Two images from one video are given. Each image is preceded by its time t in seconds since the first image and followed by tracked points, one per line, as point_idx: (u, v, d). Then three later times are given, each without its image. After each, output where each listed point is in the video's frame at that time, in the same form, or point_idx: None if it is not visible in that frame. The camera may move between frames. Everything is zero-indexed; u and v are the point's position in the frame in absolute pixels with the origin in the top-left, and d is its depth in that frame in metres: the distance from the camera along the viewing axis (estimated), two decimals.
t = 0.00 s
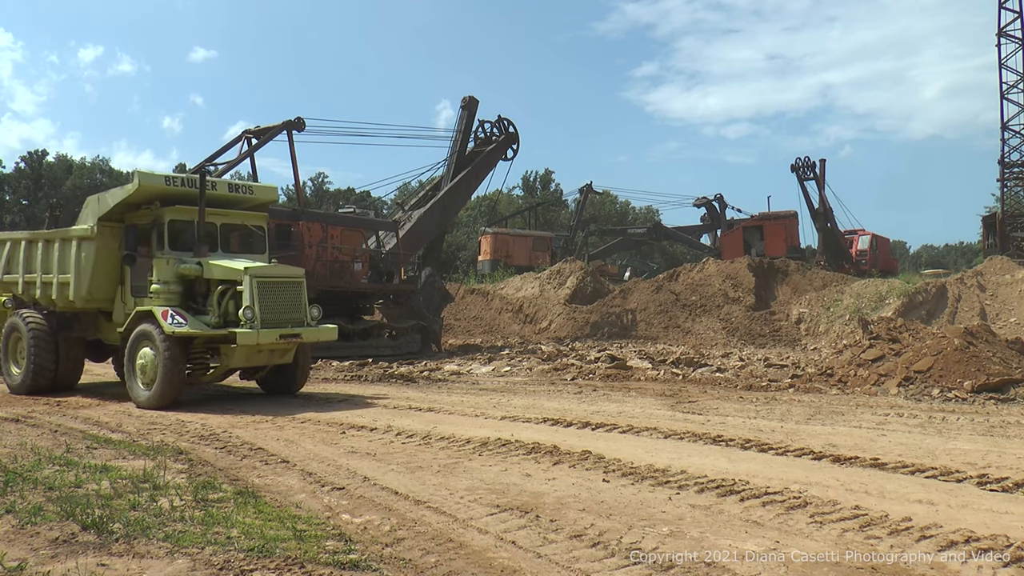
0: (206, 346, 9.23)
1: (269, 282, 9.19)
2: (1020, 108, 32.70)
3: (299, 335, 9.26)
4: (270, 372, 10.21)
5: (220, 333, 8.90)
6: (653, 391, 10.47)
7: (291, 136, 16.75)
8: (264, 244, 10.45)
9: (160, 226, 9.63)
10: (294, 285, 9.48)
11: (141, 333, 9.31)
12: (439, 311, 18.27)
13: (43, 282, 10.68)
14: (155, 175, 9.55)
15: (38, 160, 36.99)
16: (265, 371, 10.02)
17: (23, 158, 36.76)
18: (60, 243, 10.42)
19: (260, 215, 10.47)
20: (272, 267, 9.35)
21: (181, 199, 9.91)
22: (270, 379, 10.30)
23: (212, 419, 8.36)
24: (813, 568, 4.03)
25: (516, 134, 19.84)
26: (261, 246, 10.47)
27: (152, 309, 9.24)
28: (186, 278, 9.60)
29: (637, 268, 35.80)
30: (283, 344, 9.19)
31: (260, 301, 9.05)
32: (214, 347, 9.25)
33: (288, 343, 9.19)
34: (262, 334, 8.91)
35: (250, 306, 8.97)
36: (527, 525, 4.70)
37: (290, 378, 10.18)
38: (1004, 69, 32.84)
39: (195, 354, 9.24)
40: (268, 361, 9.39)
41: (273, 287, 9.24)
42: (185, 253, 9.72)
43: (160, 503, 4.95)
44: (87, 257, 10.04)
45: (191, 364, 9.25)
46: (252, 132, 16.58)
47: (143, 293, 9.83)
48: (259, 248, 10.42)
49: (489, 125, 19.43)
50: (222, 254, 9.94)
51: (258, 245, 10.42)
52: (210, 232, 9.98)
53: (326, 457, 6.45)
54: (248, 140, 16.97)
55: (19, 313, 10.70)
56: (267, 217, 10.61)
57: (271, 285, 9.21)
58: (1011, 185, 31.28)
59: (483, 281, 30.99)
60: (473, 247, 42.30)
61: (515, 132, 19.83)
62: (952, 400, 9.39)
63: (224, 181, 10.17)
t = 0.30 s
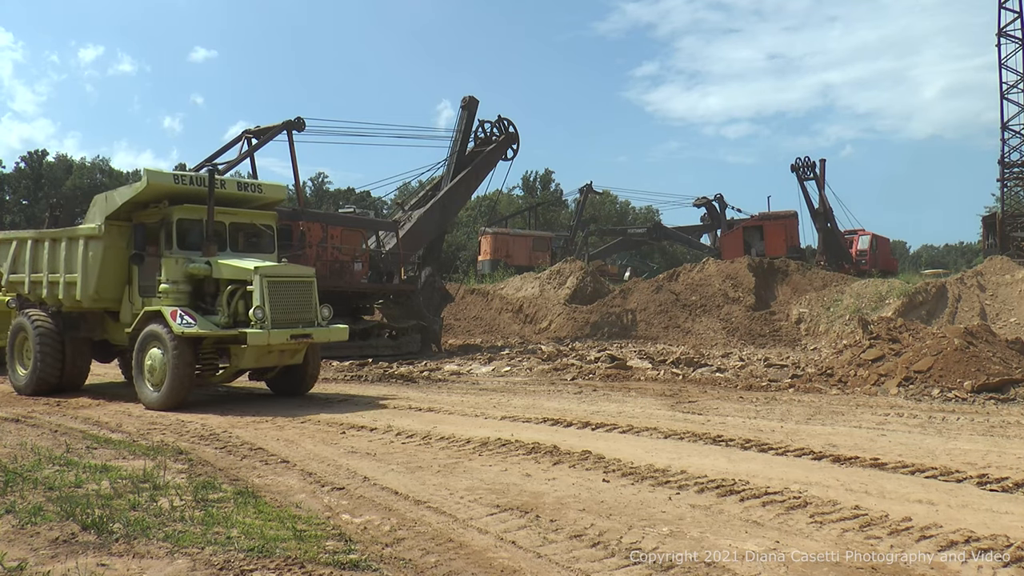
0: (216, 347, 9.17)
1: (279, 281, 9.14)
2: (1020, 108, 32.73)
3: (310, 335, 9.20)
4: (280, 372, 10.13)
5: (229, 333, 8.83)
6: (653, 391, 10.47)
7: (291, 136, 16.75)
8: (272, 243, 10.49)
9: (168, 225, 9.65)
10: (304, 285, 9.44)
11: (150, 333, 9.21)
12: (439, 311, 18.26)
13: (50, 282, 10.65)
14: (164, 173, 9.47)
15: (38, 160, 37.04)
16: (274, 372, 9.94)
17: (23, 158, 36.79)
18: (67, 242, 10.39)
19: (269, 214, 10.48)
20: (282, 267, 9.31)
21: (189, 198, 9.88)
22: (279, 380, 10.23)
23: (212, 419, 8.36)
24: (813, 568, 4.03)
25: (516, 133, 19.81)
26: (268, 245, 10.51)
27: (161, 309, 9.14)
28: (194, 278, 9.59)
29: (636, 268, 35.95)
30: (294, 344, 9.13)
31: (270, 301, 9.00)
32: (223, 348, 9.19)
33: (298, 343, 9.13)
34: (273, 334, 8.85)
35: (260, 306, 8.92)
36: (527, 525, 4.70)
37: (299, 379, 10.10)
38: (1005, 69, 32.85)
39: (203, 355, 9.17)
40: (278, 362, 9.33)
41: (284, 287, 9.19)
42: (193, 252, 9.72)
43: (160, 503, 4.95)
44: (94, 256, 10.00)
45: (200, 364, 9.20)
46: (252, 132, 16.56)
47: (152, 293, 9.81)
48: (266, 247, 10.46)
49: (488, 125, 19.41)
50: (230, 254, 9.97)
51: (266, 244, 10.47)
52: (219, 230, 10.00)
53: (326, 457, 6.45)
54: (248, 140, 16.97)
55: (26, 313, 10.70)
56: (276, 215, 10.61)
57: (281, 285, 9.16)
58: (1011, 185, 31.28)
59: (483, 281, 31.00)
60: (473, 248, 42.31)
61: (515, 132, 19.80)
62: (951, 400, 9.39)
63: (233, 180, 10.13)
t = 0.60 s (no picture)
0: (225, 347, 9.09)
1: (289, 281, 9.06)
2: (1020, 108, 32.75)
3: (320, 335, 9.11)
4: (289, 374, 10.07)
5: (239, 333, 8.75)
6: (653, 391, 10.47)
7: (291, 136, 16.75)
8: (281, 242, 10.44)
9: (177, 224, 9.60)
10: (314, 284, 9.35)
11: (158, 332, 9.14)
12: (439, 311, 18.26)
13: (56, 281, 10.64)
14: (173, 172, 9.47)
15: (38, 160, 37.09)
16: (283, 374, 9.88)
17: (23, 158, 36.84)
18: (73, 242, 10.37)
19: (279, 213, 10.44)
20: (292, 266, 9.23)
21: (197, 196, 9.87)
22: (288, 381, 10.17)
23: (212, 419, 8.36)
24: (813, 568, 4.03)
25: (516, 133, 19.79)
26: (278, 244, 10.47)
27: (169, 309, 9.04)
28: (203, 278, 9.51)
29: (636, 268, 36.02)
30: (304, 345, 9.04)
31: (280, 301, 8.92)
32: (232, 348, 9.11)
33: (309, 343, 9.04)
34: (283, 334, 8.76)
35: (270, 306, 8.84)
36: (527, 525, 4.70)
37: (308, 380, 10.04)
38: (1005, 69, 32.88)
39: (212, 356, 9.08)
40: (288, 362, 9.24)
41: (294, 286, 9.11)
42: (202, 251, 9.68)
43: (160, 503, 4.95)
44: (101, 256, 9.98)
45: (209, 364, 9.12)
46: (252, 132, 16.55)
47: (158, 292, 9.70)
48: (276, 246, 10.42)
49: (488, 125, 19.39)
50: (239, 253, 9.91)
51: (276, 243, 10.44)
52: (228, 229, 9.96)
53: (326, 457, 6.45)
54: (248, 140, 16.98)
55: (33, 313, 10.70)
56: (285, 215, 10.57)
57: (291, 284, 9.08)
58: (1011, 185, 31.28)
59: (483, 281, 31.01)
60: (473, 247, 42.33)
61: (515, 131, 19.78)
62: (951, 400, 9.39)
63: (242, 179, 10.17)
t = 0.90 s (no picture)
0: (234, 347, 9.05)
1: (300, 281, 8.99)
2: (1021, 108, 32.82)
3: (331, 336, 9.04)
4: (297, 374, 10.04)
5: (248, 333, 8.70)
6: (653, 391, 10.47)
7: (291, 136, 16.75)
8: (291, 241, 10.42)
9: (185, 224, 9.56)
10: (325, 284, 9.29)
11: (166, 333, 9.09)
12: (439, 311, 18.26)
13: (62, 281, 10.65)
14: (182, 170, 9.43)
15: (38, 160, 37.19)
16: (291, 374, 9.85)
17: (23, 158, 36.92)
18: (80, 241, 10.38)
19: (288, 212, 10.41)
20: (303, 265, 9.17)
21: (206, 195, 9.82)
22: (296, 381, 10.13)
23: (212, 420, 8.36)
24: (813, 568, 4.03)
25: (516, 133, 19.78)
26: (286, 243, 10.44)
27: (178, 309, 9.01)
28: (212, 277, 9.47)
29: (636, 268, 36.06)
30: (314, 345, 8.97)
31: (291, 301, 8.85)
32: (241, 348, 9.08)
33: (320, 344, 8.97)
34: (294, 335, 8.69)
35: (281, 306, 8.78)
36: (527, 525, 4.70)
37: (316, 382, 10.01)
38: (1005, 69, 32.90)
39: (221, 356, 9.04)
40: (298, 363, 9.19)
41: (304, 286, 9.05)
42: (211, 251, 9.64)
43: (160, 503, 4.95)
44: (108, 255, 9.98)
45: (218, 365, 9.06)
46: (252, 132, 16.56)
47: (166, 292, 9.75)
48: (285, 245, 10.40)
49: (488, 125, 19.39)
50: (248, 252, 9.88)
51: (285, 242, 10.42)
52: (236, 227, 9.94)
53: (326, 457, 6.45)
54: (248, 140, 16.97)
55: (38, 313, 10.70)
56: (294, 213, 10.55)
57: (302, 284, 9.01)
58: (1011, 185, 31.29)
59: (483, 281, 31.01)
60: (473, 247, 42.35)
61: (515, 131, 19.76)
62: (952, 400, 9.39)
63: (250, 177, 10.19)
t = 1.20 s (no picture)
0: (242, 348, 9.01)
1: (309, 280, 8.97)
2: (1020, 108, 32.84)
3: (341, 337, 9.01)
4: (306, 376, 10.02)
5: (257, 333, 8.68)
6: (653, 391, 10.47)
7: (291, 136, 16.75)
8: (299, 240, 10.42)
9: (193, 223, 9.53)
10: (334, 283, 9.27)
11: (174, 333, 9.08)
12: (439, 311, 18.25)
13: (68, 281, 10.65)
14: (189, 168, 9.42)
15: (38, 160, 37.26)
16: (300, 376, 9.82)
17: (24, 158, 36.98)
18: (87, 240, 10.37)
19: (296, 211, 10.39)
20: (312, 265, 9.14)
21: (213, 193, 9.79)
22: (305, 383, 10.10)
23: (212, 420, 8.36)
24: (813, 568, 4.03)
25: (516, 133, 19.77)
26: (294, 242, 10.42)
27: (186, 309, 8.97)
28: (220, 277, 9.45)
29: (636, 268, 36.09)
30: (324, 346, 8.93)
31: (301, 301, 8.82)
32: (250, 349, 9.04)
33: (330, 344, 8.94)
34: (304, 336, 8.65)
35: (291, 306, 8.74)
36: (527, 525, 4.70)
37: (324, 383, 9.98)
38: (1005, 69, 32.91)
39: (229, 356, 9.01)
40: (307, 364, 9.17)
41: (314, 285, 9.03)
42: (219, 251, 9.61)
43: (160, 503, 4.95)
44: (115, 255, 9.97)
45: (226, 365, 9.04)
46: (251, 132, 16.55)
47: (174, 291, 9.67)
48: (292, 244, 10.38)
49: (489, 125, 19.39)
50: (256, 251, 9.86)
51: (292, 241, 10.39)
52: (245, 226, 9.91)
53: (326, 457, 6.45)
54: (248, 140, 16.97)
55: (44, 312, 10.70)
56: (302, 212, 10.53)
57: (311, 284, 8.99)
58: (1011, 185, 31.28)
59: (483, 281, 31.02)
60: (473, 247, 42.36)
61: (515, 131, 19.76)
62: (951, 400, 9.39)
63: (258, 176, 10.16)
